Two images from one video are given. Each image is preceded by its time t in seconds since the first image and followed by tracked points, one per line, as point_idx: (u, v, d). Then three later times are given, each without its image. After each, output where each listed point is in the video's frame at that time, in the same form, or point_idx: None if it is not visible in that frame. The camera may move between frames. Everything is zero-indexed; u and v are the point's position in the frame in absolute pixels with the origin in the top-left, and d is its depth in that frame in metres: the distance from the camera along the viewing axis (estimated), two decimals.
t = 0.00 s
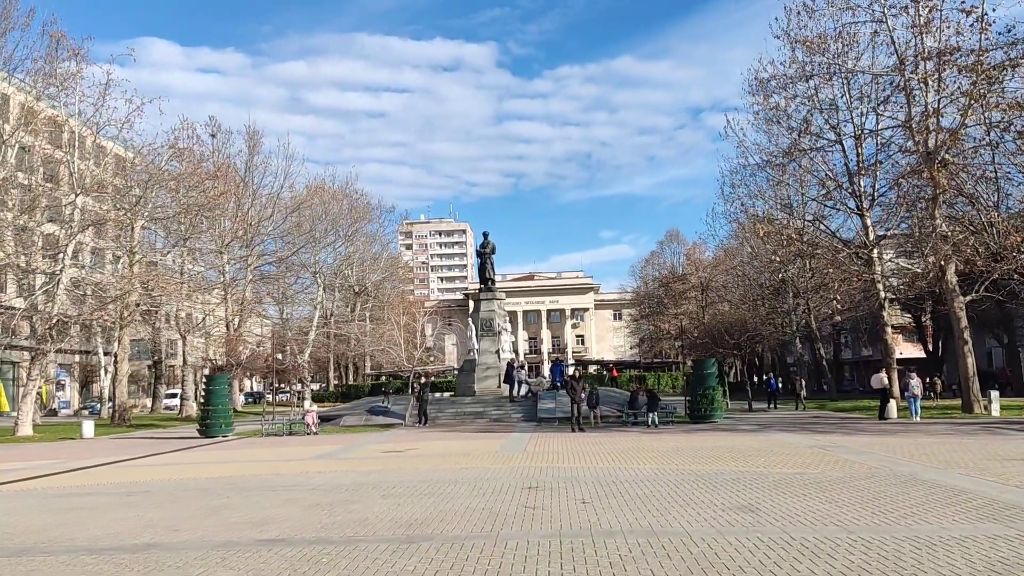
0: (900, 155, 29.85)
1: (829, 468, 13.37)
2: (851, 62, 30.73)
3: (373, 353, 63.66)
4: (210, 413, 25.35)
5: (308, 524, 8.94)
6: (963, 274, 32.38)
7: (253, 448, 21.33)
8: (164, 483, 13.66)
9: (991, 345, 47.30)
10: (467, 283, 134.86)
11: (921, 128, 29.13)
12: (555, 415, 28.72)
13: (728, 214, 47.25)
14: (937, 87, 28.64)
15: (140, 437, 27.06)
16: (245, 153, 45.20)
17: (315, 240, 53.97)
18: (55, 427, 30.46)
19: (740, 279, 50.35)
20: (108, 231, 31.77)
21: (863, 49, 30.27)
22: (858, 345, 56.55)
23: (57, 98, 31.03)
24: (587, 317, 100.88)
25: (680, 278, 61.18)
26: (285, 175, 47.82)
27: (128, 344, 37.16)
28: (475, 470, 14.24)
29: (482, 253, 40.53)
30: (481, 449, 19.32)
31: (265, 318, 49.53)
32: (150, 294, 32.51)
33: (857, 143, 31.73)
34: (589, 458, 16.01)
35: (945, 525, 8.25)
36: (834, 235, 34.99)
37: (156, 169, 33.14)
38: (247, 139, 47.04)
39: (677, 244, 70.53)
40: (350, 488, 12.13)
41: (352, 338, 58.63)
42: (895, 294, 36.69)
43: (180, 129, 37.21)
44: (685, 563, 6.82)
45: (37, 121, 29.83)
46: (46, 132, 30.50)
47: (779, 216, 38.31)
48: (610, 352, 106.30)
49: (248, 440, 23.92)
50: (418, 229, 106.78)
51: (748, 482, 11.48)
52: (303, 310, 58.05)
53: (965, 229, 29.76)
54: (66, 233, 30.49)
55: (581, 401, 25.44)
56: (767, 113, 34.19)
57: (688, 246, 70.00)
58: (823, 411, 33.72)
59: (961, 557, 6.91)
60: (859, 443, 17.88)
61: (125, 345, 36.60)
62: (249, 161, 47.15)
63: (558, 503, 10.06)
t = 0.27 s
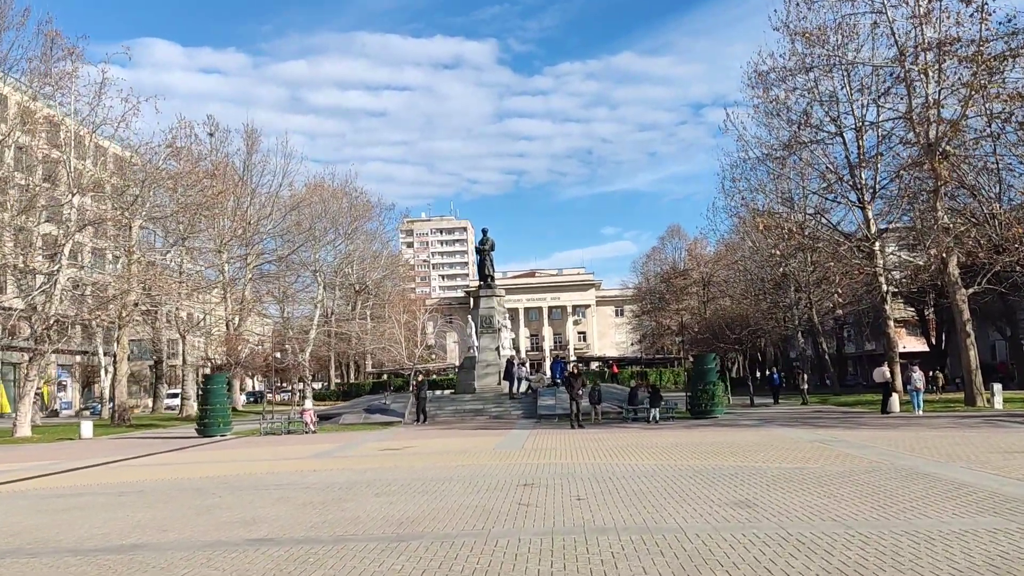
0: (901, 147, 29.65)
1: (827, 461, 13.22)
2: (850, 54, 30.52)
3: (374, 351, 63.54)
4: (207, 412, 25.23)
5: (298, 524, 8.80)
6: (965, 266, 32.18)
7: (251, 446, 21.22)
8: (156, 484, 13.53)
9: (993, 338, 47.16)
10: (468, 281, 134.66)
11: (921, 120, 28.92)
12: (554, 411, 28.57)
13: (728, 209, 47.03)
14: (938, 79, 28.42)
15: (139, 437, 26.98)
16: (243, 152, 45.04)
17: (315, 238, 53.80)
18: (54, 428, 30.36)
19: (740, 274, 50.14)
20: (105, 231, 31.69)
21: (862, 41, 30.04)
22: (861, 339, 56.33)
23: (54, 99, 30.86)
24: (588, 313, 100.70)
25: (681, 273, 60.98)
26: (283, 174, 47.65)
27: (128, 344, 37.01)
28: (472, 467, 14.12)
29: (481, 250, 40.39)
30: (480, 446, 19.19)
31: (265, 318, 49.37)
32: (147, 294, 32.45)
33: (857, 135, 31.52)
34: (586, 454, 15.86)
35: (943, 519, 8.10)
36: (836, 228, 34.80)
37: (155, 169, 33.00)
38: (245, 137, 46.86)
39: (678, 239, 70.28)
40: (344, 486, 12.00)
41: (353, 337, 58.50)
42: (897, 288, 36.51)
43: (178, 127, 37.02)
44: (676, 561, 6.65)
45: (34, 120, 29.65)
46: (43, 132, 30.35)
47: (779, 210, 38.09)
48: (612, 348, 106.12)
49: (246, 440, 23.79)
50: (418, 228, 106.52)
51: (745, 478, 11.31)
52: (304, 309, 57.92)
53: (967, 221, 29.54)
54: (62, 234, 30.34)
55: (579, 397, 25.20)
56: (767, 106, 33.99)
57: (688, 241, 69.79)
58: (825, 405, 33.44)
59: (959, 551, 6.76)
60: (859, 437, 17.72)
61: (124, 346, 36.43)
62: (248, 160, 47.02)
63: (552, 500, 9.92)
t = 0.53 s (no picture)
0: (897, 142, 29.48)
1: (820, 460, 13.08)
2: (846, 49, 30.37)
3: (372, 350, 63.35)
4: (200, 413, 25.10)
5: (281, 527, 8.66)
6: (963, 261, 32.00)
7: (244, 447, 21.09)
8: (143, 486, 13.39)
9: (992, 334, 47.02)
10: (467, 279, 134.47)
11: (917, 115, 28.75)
12: (550, 410, 28.42)
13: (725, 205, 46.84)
14: (934, 73, 28.25)
15: (132, 438, 26.86)
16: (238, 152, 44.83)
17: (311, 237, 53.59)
18: (47, 429, 30.21)
19: (738, 271, 49.97)
20: (96, 229, 31.52)
21: (858, 35, 29.87)
22: (859, 335, 56.18)
23: (46, 98, 30.63)
24: (587, 311, 100.53)
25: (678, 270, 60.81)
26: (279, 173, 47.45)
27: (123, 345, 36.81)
28: (462, 467, 13.98)
29: (477, 249, 40.22)
30: (473, 445, 19.05)
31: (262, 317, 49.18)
32: (139, 294, 32.29)
33: (853, 130, 31.36)
34: (578, 453, 15.72)
35: (934, 518, 7.97)
36: (832, 224, 34.62)
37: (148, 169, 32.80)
38: (240, 136, 46.65)
39: (677, 236, 70.08)
40: (331, 488, 11.86)
41: (351, 336, 58.31)
42: (894, 284, 36.34)
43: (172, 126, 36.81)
44: (659, 564, 6.51)
45: (27, 120, 29.42)
46: (35, 131, 30.14)
47: (776, 206, 37.92)
48: (610, 345, 105.97)
49: (239, 441, 23.67)
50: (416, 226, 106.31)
51: (736, 477, 11.17)
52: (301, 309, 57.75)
53: (963, 216, 29.39)
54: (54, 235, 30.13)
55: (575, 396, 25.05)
56: (763, 102, 33.81)
57: (686, 238, 69.62)
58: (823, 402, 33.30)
59: (949, 553, 6.61)
60: (854, 435, 17.58)
61: (119, 346, 36.22)
62: (243, 160, 46.81)
63: (539, 501, 9.77)
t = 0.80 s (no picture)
0: (895, 138, 29.31)
1: (816, 459, 12.93)
2: (843, 44, 30.20)
3: (371, 351, 63.20)
4: (195, 415, 24.95)
5: (265, 531, 8.50)
6: (962, 258, 31.81)
7: (239, 449, 20.96)
8: (132, 489, 13.25)
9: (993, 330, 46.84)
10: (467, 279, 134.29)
11: (914, 110, 28.58)
12: (548, 410, 28.27)
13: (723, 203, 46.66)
14: (931, 68, 28.07)
15: (128, 440, 26.72)
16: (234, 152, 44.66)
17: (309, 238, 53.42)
18: (42, 432, 30.10)
19: (736, 269, 49.80)
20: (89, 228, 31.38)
21: (854, 30, 29.72)
22: (859, 332, 56.01)
23: (39, 99, 30.47)
24: (587, 311, 100.36)
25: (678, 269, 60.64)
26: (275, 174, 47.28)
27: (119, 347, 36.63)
28: (455, 469, 13.85)
29: (475, 248, 40.07)
30: (468, 446, 18.92)
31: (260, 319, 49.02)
32: (135, 295, 32.18)
33: (851, 127, 31.18)
34: (574, 453, 15.58)
35: (929, 519, 7.82)
36: (831, 221, 34.44)
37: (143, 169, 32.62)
38: (236, 137, 46.49)
39: (676, 235, 69.87)
40: (320, 490, 11.72)
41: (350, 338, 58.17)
42: (894, 281, 36.14)
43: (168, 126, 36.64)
44: (645, 567, 6.35)
45: (21, 121, 29.28)
46: (29, 131, 30.04)
47: (774, 203, 37.76)
48: (611, 345, 105.80)
49: (235, 442, 23.55)
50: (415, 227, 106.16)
51: (730, 477, 11.02)
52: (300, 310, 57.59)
53: (962, 212, 29.18)
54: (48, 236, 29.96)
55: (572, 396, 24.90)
56: (760, 98, 33.64)
57: (686, 236, 69.44)
58: (822, 400, 33.13)
59: (943, 555, 6.45)
60: (852, 433, 17.43)
61: (115, 348, 36.04)
62: (239, 160, 46.64)
63: (529, 503, 9.62)
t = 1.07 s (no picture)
0: (893, 139, 29.17)
1: (813, 461, 12.76)
2: (840, 45, 30.08)
3: (370, 353, 63.07)
4: (189, 417, 24.81)
5: (247, 536, 8.35)
6: (962, 259, 31.65)
7: (232, 452, 20.80)
8: (120, 493, 13.09)
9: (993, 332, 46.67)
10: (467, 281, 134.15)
11: (912, 111, 28.44)
12: (545, 412, 28.11)
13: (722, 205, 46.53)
14: (930, 69, 27.90)
15: (122, 443, 26.57)
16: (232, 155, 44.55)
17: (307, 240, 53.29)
18: (37, 435, 29.95)
19: (736, 271, 49.65)
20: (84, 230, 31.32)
21: (852, 31, 29.60)
22: (859, 334, 55.83)
23: (36, 101, 30.38)
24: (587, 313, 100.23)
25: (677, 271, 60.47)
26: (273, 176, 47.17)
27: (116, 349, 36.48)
28: (447, 471, 13.69)
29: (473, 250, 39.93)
30: (462, 448, 18.76)
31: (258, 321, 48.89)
32: (131, 298, 32.05)
33: (849, 128, 31.04)
34: (568, 456, 15.41)
35: (923, 523, 7.66)
36: (830, 223, 34.29)
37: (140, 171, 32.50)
38: (234, 139, 46.39)
39: (676, 237, 69.73)
40: (308, 494, 11.56)
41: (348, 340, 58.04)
42: (893, 283, 35.98)
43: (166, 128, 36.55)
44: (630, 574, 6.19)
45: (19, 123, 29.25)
46: (26, 134, 30.00)
47: (772, 204, 37.61)
48: (611, 347, 105.65)
49: (229, 445, 23.41)
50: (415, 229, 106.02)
51: (724, 480, 10.85)
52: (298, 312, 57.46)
53: (961, 214, 29.04)
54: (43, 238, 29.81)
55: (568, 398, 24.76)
56: (758, 100, 33.51)
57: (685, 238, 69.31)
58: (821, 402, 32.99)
59: (935, 560, 6.29)
60: (849, 436, 17.26)
61: (112, 351, 35.87)
62: (237, 162, 46.54)
63: (518, 507, 9.47)
